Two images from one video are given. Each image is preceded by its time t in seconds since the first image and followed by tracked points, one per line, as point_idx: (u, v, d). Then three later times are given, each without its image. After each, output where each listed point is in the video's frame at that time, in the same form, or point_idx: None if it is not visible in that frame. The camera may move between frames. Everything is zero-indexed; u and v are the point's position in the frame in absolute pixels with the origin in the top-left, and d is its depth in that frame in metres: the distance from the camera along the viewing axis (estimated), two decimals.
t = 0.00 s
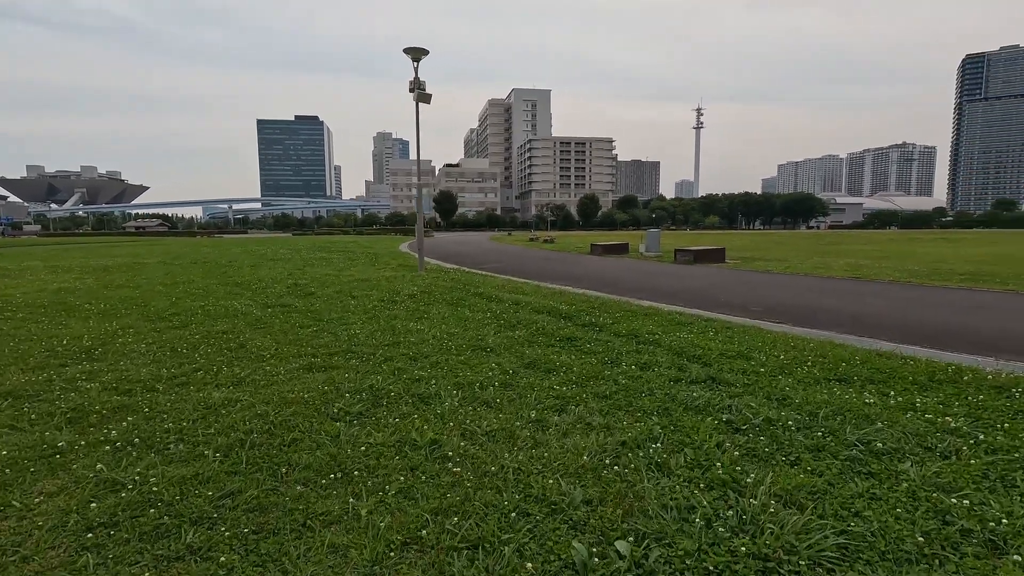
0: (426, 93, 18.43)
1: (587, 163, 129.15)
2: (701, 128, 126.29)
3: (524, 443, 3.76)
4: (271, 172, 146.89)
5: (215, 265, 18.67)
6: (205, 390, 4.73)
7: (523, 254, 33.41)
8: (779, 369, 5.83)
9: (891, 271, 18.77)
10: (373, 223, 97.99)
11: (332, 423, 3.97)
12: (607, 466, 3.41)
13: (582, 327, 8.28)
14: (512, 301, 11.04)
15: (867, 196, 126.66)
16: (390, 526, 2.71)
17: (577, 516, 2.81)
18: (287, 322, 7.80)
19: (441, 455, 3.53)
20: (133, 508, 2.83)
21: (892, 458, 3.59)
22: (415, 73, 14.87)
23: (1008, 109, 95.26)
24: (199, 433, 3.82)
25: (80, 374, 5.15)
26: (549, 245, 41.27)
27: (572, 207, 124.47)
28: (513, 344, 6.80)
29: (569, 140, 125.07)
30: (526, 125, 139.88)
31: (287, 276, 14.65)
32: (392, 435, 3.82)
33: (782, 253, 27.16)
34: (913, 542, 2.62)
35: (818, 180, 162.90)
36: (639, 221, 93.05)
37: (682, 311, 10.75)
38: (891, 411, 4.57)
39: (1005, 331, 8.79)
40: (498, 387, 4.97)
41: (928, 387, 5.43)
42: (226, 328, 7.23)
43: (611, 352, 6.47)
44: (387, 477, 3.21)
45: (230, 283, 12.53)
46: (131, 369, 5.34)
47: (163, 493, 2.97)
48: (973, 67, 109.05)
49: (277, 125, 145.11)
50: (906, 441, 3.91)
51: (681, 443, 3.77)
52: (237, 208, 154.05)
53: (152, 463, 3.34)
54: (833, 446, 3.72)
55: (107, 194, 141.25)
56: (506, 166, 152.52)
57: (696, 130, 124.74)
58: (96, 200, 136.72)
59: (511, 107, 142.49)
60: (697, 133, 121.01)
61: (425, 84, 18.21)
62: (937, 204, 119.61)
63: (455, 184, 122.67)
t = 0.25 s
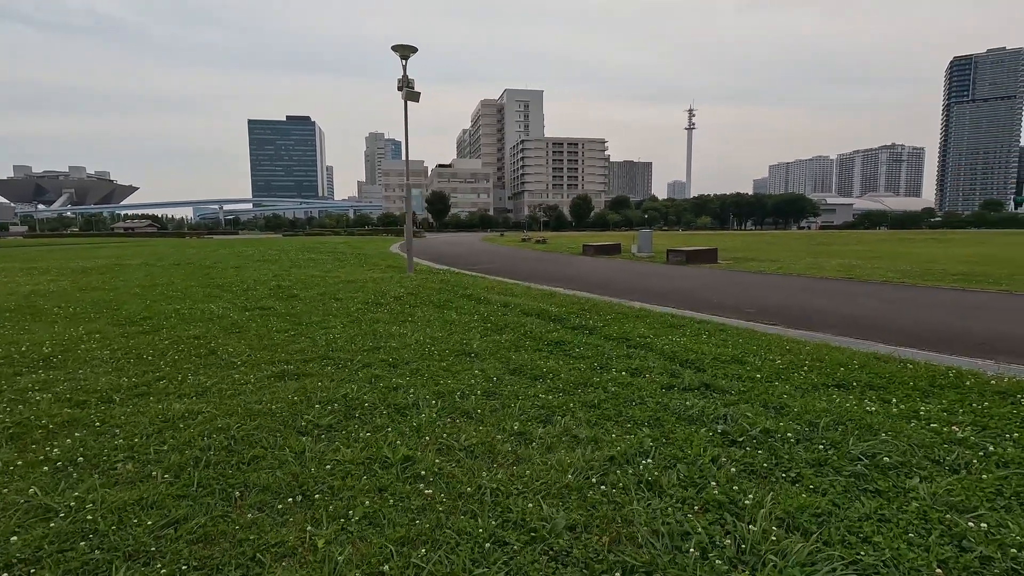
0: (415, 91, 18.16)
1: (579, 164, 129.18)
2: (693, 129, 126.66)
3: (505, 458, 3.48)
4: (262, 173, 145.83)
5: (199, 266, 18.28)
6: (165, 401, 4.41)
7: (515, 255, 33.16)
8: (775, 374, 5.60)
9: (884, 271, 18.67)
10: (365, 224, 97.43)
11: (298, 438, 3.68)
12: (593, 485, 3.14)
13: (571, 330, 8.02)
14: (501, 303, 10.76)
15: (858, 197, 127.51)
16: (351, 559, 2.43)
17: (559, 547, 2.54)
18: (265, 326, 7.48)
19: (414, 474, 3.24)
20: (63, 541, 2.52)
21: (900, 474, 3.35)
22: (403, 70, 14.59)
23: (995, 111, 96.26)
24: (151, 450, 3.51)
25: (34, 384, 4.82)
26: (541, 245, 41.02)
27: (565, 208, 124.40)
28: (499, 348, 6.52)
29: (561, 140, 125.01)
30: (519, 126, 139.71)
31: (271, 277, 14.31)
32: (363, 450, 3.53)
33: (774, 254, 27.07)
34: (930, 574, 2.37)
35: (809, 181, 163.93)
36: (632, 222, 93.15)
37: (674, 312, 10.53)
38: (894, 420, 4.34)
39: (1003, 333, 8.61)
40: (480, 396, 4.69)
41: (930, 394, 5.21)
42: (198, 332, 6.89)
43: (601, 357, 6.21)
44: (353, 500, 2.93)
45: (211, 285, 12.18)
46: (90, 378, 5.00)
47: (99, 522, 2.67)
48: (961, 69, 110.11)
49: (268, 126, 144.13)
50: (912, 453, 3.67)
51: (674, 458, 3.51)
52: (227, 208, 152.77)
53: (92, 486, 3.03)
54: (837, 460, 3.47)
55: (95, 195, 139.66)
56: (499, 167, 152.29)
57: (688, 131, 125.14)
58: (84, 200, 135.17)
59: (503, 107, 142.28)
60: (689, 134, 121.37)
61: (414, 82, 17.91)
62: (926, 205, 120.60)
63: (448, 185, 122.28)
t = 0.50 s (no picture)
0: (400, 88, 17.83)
1: (569, 163, 129.18)
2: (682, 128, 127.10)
3: (478, 484, 3.17)
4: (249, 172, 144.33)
5: (178, 267, 17.78)
6: (111, 418, 4.05)
7: (504, 255, 32.87)
8: (768, 382, 5.34)
9: (873, 271, 18.59)
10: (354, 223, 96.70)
11: (250, 462, 3.33)
12: (573, 516, 2.84)
13: (557, 334, 7.73)
14: (486, 305, 10.46)
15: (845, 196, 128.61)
16: None
17: None
18: (234, 331, 7.11)
19: (374, 504, 2.92)
20: None
21: (906, 497, 3.09)
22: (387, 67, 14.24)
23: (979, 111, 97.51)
24: (84, 476, 3.15)
25: None
26: (531, 245, 40.75)
27: (555, 207, 124.27)
28: (480, 355, 6.21)
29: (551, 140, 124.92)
30: (509, 125, 139.40)
31: (251, 279, 13.91)
32: (321, 475, 3.20)
33: (764, 253, 26.98)
34: None
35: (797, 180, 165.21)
36: (622, 221, 93.24)
37: (663, 314, 10.27)
38: (895, 433, 4.08)
39: (998, 335, 8.41)
40: (456, 410, 4.37)
41: (929, 401, 4.98)
42: (161, 339, 6.51)
43: (586, 364, 5.92)
44: (303, 538, 2.61)
45: (186, 287, 11.76)
46: (33, 391, 4.62)
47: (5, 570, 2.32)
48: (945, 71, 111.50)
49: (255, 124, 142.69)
50: (918, 472, 3.41)
51: (662, 482, 3.22)
52: (215, 208, 151.05)
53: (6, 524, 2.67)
54: (838, 482, 3.20)
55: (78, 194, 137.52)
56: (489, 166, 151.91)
57: (677, 131, 125.55)
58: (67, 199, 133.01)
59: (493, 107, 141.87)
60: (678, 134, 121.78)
61: (399, 79, 17.55)
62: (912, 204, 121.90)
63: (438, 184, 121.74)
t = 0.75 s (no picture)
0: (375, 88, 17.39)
1: (551, 165, 129.32)
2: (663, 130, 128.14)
3: (429, 524, 2.85)
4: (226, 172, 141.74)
5: (143, 271, 17.12)
6: (24, 448, 3.63)
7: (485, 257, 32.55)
8: (746, 395, 5.10)
9: (850, 273, 18.67)
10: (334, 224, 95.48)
11: (171, 501, 2.96)
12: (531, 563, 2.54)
13: (530, 342, 7.44)
14: (459, 311, 10.12)
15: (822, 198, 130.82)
16: None
17: None
18: (186, 343, 6.67)
19: (308, 553, 2.58)
20: None
21: (894, 531, 2.85)
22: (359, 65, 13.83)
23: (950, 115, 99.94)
24: None
25: None
26: (512, 247, 40.47)
27: (537, 208, 124.27)
28: (447, 368, 5.87)
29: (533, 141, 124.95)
30: (491, 126, 139.09)
31: (217, 284, 13.37)
32: (252, 516, 2.85)
33: (743, 255, 27.05)
34: None
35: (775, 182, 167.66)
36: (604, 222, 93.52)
37: (642, 320, 10.04)
38: (879, 452, 3.86)
39: (978, 339, 8.32)
40: (413, 432, 4.03)
41: (911, 414, 4.80)
42: (104, 352, 6.05)
43: (558, 376, 5.62)
44: None
45: (145, 293, 11.22)
46: None
47: None
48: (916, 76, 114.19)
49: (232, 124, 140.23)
50: (906, 499, 3.18)
51: (631, 516, 2.94)
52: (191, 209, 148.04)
53: None
54: (822, 515, 2.95)
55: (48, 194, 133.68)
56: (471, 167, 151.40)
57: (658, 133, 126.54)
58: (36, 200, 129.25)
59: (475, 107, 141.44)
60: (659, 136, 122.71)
61: (373, 78, 17.11)
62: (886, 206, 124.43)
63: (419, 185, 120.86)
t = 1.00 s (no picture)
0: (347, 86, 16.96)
1: (531, 168, 129.49)
2: (642, 134, 129.35)
3: (362, 552, 2.55)
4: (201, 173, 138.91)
5: (103, 273, 16.41)
6: None
7: (463, 259, 32.21)
8: (719, 401, 4.89)
9: (825, 275, 18.78)
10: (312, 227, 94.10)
11: (67, 533, 2.60)
12: None
13: (499, 346, 7.16)
14: (430, 314, 9.81)
15: (797, 202, 133.24)
16: None
17: None
18: (129, 349, 6.25)
19: None
20: None
21: (872, 550, 2.62)
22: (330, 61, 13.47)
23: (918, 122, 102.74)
24: None
25: None
26: (491, 249, 40.18)
27: (518, 211, 124.19)
28: (408, 374, 5.55)
29: (514, 144, 125.08)
30: (471, 129, 138.77)
31: (178, 287, 12.82)
32: (160, 547, 2.52)
33: (720, 257, 27.15)
34: None
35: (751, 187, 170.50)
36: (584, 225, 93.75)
37: (617, 322, 9.83)
38: (856, 462, 3.66)
39: (951, 341, 8.27)
40: (360, 446, 3.71)
41: (888, 419, 4.61)
42: (34, 361, 5.59)
43: (524, 383, 5.33)
44: None
45: (99, 296, 10.68)
46: None
47: None
48: (886, 83, 117.17)
49: (208, 124, 137.57)
50: (883, 514, 2.97)
51: (589, 540, 2.67)
52: (165, 211, 144.79)
53: None
54: (795, 533, 2.73)
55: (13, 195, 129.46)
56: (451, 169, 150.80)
57: (638, 136, 127.70)
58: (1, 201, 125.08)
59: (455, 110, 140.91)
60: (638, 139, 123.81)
61: (345, 75, 16.68)
62: (858, 210, 127.27)
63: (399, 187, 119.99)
